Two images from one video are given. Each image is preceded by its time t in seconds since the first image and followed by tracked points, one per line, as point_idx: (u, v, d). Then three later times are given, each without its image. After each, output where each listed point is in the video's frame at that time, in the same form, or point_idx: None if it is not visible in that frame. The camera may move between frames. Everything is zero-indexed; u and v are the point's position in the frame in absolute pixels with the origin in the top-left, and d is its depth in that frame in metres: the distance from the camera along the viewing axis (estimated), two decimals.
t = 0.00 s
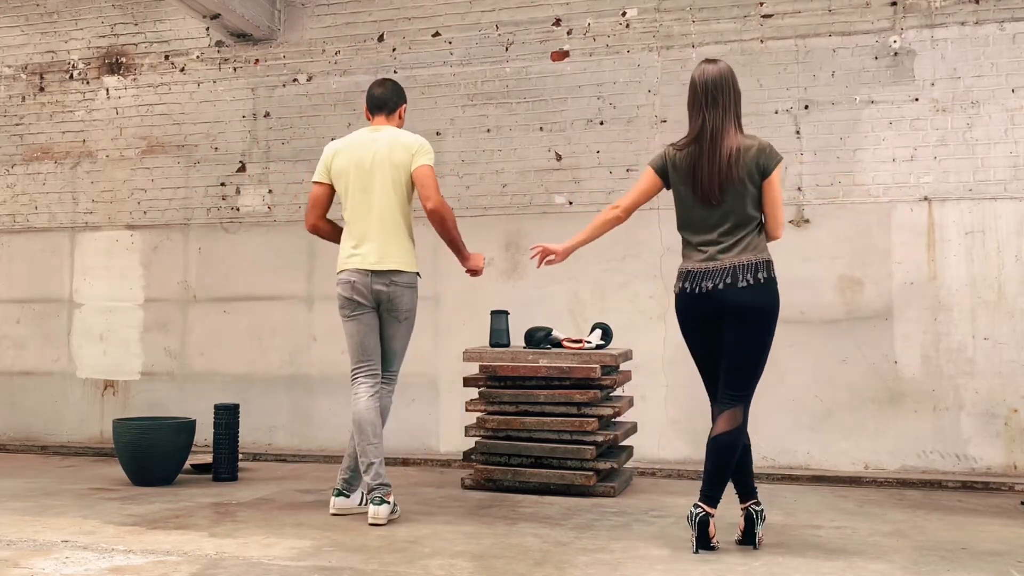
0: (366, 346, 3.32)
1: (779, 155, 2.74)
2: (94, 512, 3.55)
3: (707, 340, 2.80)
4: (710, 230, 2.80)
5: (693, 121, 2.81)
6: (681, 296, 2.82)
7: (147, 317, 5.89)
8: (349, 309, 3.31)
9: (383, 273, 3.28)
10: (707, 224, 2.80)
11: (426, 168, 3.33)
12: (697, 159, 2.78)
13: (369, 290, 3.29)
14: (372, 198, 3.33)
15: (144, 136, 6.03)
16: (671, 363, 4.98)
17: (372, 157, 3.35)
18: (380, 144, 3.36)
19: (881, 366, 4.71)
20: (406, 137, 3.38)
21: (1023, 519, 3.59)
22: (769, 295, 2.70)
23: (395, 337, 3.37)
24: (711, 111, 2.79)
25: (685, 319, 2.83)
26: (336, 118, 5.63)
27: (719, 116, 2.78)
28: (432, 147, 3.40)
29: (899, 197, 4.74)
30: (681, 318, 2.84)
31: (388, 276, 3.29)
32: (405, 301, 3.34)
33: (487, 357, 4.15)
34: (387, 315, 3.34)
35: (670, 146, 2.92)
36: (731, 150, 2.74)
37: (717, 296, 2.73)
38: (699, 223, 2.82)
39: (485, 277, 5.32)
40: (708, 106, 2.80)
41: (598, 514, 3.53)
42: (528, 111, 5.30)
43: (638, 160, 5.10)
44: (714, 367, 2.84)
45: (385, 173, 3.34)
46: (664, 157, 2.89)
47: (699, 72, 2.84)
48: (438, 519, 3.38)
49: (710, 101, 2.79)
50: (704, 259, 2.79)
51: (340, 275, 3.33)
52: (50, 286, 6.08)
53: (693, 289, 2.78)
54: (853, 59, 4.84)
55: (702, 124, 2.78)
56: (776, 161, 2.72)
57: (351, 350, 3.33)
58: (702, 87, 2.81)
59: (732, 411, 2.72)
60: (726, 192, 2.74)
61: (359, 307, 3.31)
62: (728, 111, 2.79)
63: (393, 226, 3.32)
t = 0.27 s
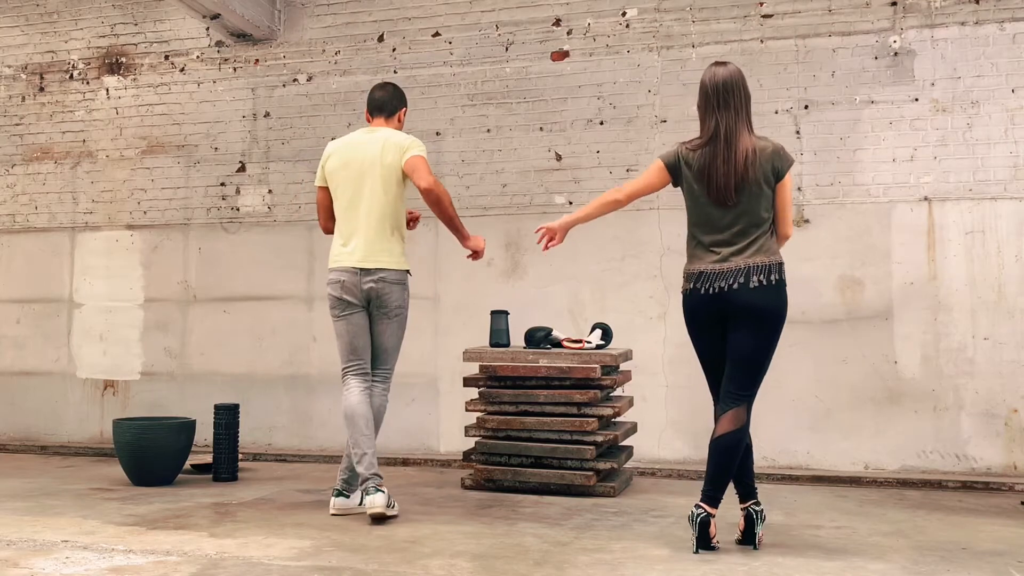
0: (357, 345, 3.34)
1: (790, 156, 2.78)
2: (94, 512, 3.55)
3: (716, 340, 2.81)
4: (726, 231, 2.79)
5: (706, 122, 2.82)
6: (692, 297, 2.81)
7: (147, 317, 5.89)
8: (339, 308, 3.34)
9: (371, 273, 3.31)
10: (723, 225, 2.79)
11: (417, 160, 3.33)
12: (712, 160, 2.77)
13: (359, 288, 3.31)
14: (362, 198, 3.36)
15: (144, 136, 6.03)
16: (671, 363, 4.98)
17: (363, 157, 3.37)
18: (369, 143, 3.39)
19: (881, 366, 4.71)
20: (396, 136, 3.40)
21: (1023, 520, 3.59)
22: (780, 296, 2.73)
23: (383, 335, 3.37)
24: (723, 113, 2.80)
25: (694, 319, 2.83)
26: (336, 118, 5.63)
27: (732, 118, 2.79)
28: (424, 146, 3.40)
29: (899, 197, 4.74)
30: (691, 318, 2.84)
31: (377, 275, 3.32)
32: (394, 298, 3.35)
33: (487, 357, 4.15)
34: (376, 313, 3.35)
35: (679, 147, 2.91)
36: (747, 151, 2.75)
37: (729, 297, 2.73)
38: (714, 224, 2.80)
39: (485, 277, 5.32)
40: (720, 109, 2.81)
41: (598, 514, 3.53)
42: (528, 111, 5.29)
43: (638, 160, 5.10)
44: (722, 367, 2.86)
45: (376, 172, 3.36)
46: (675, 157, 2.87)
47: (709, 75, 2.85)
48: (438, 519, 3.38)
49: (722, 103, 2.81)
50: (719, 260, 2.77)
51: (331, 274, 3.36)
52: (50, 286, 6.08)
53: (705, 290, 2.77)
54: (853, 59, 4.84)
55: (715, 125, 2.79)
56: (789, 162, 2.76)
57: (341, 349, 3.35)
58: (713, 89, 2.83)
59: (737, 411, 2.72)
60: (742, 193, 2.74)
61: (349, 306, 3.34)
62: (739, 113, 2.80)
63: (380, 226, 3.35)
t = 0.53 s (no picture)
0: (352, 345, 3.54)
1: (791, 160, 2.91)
2: (94, 512, 3.55)
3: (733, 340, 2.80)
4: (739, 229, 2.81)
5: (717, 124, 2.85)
6: (710, 295, 2.79)
7: (147, 317, 5.89)
8: (337, 312, 3.55)
9: (363, 271, 3.43)
10: (738, 224, 2.81)
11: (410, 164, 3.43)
12: (727, 161, 2.80)
13: (352, 291, 3.47)
14: (355, 200, 3.49)
15: (143, 136, 6.03)
16: (671, 363, 4.98)
17: (356, 160, 3.51)
18: (363, 146, 3.52)
19: (881, 366, 4.71)
20: (389, 138, 3.51)
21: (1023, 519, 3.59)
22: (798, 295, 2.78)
23: (373, 333, 3.45)
24: (733, 115, 2.84)
25: (710, 318, 2.80)
26: (336, 118, 5.63)
27: (742, 119, 2.84)
28: (414, 145, 3.50)
29: (899, 197, 4.74)
30: (707, 316, 2.81)
31: (368, 273, 3.43)
32: (388, 296, 3.44)
33: (487, 357, 4.16)
34: (370, 311, 3.46)
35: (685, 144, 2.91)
36: (758, 153, 2.81)
37: (756, 296, 2.74)
38: (726, 222, 2.82)
39: (485, 277, 5.31)
40: (730, 110, 2.85)
41: (598, 514, 3.52)
42: (528, 111, 5.29)
43: (638, 160, 5.10)
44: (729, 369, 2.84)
45: (368, 174, 3.49)
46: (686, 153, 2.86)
47: (716, 75, 2.88)
48: (438, 519, 3.38)
49: (732, 105, 2.85)
50: (739, 258, 2.78)
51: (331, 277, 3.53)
52: (50, 286, 6.08)
53: (727, 288, 2.76)
54: (853, 59, 4.84)
55: (727, 127, 2.83)
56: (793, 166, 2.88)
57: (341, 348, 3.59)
58: (722, 90, 2.86)
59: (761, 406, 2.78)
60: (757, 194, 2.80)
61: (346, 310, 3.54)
62: (747, 114, 2.85)
63: (375, 226, 3.47)
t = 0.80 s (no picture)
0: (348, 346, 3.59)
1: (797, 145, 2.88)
2: (94, 512, 3.55)
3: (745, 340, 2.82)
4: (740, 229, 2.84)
5: (716, 122, 2.86)
6: (730, 295, 2.77)
7: (147, 317, 5.89)
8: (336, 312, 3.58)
9: (357, 272, 3.44)
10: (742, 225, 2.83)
11: (412, 180, 3.47)
12: (724, 159, 2.81)
13: (348, 291, 3.49)
14: (352, 200, 3.49)
15: (143, 136, 6.03)
16: (671, 363, 4.98)
17: (353, 160, 3.51)
18: (361, 147, 3.52)
19: (881, 366, 4.71)
20: (387, 139, 3.52)
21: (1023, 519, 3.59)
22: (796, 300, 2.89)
23: (369, 332, 3.46)
24: (733, 113, 2.84)
25: (725, 317, 2.78)
26: (336, 118, 5.63)
27: (742, 117, 2.84)
28: (412, 147, 3.51)
29: (899, 197, 4.74)
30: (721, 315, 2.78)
31: (362, 273, 3.44)
32: (381, 296, 3.44)
33: (487, 357, 4.16)
34: (366, 309, 3.47)
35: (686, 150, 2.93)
36: (757, 150, 2.81)
37: (772, 300, 2.79)
38: (728, 222, 2.85)
39: (485, 276, 5.32)
40: (729, 109, 2.85)
41: (598, 514, 3.53)
42: (528, 111, 5.29)
43: (638, 160, 5.10)
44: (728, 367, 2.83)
45: (365, 174, 3.49)
46: (684, 159, 2.89)
47: (718, 74, 2.88)
48: (438, 519, 3.38)
49: (732, 103, 2.85)
50: (752, 260, 2.80)
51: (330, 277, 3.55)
52: (50, 286, 6.08)
53: (750, 291, 2.76)
54: (853, 59, 4.84)
55: (726, 125, 2.83)
56: (799, 153, 2.85)
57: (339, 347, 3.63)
58: (722, 89, 2.86)
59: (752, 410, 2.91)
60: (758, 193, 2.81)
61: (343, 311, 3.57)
62: (747, 112, 2.85)
63: (372, 227, 3.47)
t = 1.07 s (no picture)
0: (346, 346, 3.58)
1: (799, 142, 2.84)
2: (93, 512, 3.55)
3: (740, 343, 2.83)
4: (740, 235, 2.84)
5: (717, 127, 2.86)
6: (722, 296, 2.80)
7: (147, 317, 5.89)
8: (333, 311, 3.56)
9: (358, 274, 3.44)
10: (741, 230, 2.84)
11: (414, 185, 3.50)
12: (723, 163, 2.81)
13: (348, 291, 3.48)
14: (353, 203, 3.48)
15: (143, 136, 6.03)
16: (671, 363, 4.98)
17: (354, 161, 3.50)
18: (364, 148, 3.51)
19: (881, 366, 4.71)
20: (390, 141, 3.52)
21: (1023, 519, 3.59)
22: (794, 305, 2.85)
23: (370, 333, 3.46)
24: (734, 118, 2.85)
25: (718, 318, 2.81)
26: (336, 118, 5.63)
27: (744, 122, 2.84)
28: (414, 151, 3.53)
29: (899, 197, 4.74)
30: (714, 316, 2.81)
31: (363, 275, 3.44)
32: (383, 296, 3.44)
33: (487, 357, 4.16)
34: (367, 310, 3.47)
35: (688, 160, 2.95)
36: (757, 154, 2.80)
37: (768, 302, 2.79)
38: (728, 228, 2.86)
39: (485, 276, 5.32)
40: (731, 113, 2.85)
41: (598, 514, 3.53)
42: (528, 111, 5.29)
43: (638, 160, 5.10)
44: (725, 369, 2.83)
45: (366, 177, 3.48)
46: (685, 168, 2.91)
47: (721, 79, 2.89)
48: (438, 519, 3.38)
49: (734, 108, 2.85)
50: (748, 264, 2.81)
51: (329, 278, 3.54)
52: (50, 286, 6.08)
53: (740, 293, 2.78)
54: (853, 59, 4.84)
55: (727, 130, 2.83)
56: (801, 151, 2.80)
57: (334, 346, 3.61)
58: (724, 94, 2.87)
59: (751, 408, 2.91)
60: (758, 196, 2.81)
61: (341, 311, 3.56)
62: (749, 117, 2.85)
63: (375, 230, 3.47)
